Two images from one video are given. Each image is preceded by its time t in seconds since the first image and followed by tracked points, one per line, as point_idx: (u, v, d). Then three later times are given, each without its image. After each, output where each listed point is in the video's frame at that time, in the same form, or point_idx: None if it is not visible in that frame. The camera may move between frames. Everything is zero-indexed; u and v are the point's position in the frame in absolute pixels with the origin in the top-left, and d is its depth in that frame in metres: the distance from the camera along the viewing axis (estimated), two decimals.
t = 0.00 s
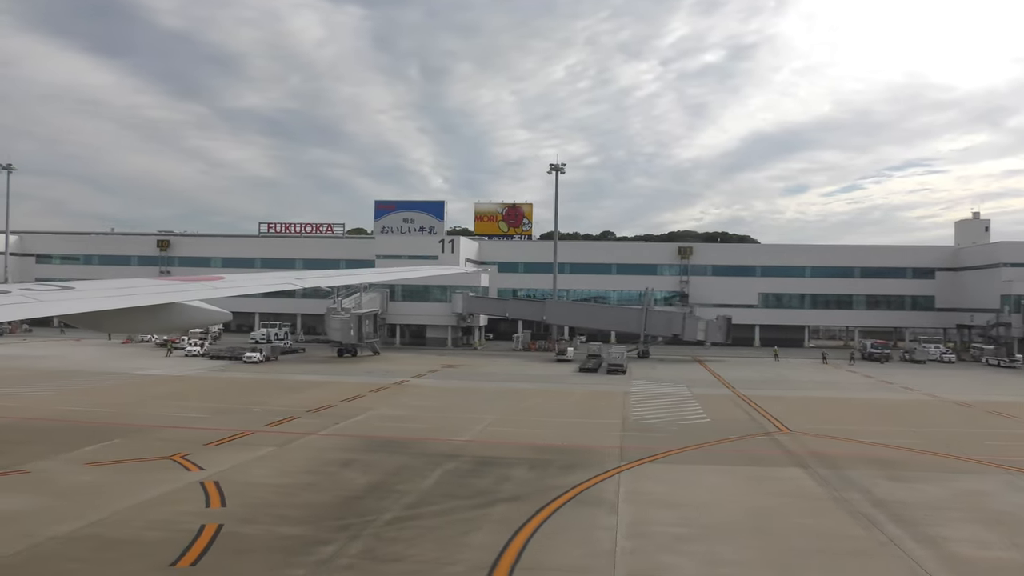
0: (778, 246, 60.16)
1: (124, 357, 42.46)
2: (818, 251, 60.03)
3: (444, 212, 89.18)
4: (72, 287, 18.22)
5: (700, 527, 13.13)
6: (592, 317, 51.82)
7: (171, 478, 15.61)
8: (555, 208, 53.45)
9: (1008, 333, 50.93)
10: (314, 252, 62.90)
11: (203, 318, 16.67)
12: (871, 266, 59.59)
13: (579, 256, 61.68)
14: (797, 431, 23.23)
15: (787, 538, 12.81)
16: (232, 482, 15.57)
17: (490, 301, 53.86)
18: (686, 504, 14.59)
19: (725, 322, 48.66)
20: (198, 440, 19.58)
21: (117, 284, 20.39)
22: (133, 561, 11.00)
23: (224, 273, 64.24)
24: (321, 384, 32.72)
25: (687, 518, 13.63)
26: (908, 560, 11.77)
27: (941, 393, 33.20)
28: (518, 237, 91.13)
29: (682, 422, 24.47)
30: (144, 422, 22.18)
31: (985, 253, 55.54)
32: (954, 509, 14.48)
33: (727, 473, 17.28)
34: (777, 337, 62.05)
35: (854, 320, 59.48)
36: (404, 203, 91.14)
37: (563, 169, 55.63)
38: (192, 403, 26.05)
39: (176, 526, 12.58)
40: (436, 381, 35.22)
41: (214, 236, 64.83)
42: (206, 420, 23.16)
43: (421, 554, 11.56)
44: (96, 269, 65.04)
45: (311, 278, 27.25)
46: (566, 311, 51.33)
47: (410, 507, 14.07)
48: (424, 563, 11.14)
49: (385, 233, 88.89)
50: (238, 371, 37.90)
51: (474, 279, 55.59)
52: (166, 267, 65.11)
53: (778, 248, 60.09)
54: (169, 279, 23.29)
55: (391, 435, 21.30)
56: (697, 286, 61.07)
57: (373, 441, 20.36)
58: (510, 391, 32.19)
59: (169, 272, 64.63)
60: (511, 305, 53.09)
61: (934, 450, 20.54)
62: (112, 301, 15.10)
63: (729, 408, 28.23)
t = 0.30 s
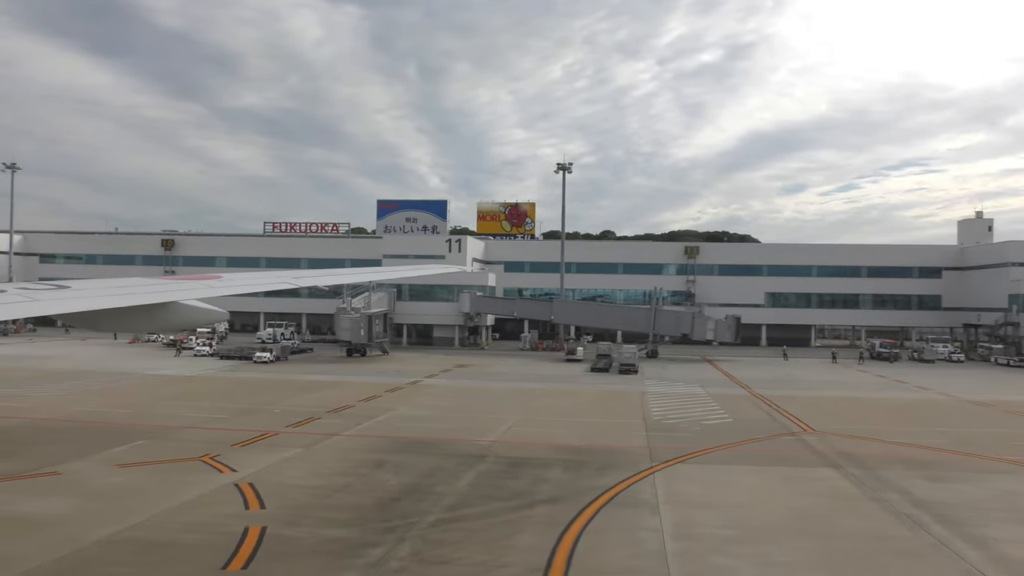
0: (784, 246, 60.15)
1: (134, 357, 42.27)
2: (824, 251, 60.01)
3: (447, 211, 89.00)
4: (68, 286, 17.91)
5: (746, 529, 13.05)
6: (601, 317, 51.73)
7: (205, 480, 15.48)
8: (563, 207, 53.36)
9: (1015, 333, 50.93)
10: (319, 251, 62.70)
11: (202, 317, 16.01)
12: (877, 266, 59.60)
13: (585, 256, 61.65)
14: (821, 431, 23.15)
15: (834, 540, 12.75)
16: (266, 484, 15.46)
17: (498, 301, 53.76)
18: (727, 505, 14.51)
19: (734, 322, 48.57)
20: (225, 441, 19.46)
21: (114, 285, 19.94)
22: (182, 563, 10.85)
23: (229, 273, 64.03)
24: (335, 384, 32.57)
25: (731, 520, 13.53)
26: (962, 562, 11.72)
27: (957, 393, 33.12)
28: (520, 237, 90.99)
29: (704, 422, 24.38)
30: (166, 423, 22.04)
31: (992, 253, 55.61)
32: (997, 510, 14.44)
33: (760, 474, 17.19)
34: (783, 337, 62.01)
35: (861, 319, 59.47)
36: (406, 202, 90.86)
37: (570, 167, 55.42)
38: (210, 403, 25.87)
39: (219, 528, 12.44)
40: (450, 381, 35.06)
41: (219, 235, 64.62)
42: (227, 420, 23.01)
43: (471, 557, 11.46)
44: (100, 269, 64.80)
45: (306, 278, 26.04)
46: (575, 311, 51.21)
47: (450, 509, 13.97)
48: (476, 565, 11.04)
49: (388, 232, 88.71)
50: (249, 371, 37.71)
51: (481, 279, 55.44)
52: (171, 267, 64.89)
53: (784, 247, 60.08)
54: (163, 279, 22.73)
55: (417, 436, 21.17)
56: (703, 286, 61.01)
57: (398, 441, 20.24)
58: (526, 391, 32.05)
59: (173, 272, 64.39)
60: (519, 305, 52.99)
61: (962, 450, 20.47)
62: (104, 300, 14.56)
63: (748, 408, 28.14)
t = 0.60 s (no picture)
0: (791, 246, 60.16)
1: (144, 357, 42.11)
2: (832, 251, 59.99)
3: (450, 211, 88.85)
4: (65, 285, 17.71)
5: (791, 531, 13.02)
6: (610, 317, 51.69)
7: (240, 481, 15.40)
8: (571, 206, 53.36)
9: None
10: (325, 251, 62.57)
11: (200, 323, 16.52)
12: (884, 266, 59.63)
13: (591, 255, 61.67)
14: (845, 432, 23.11)
15: (880, 542, 12.72)
16: (301, 485, 15.38)
17: (506, 300, 53.70)
18: (766, 507, 14.48)
19: (743, 322, 48.53)
20: (252, 443, 19.39)
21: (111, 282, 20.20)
22: (233, 566, 10.77)
23: (234, 272, 63.89)
24: (350, 383, 32.47)
25: (775, 522, 13.47)
26: (1013, 564, 11.71)
27: (972, 394, 33.11)
28: (523, 236, 90.85)
29: (726, 422, 24.32)
30: (190, 423, 21.96)
31: (999, 254, 55.64)
32: None
33: (792, 475, 17.16)
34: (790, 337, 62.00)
35: (868, 320, 59.50)
36: (409, 201, 90.62)
37: (578, 168, 55.72)
38: (229, 404, 25.74)
39: (263, 531, 12.35)
40: (463, 381, 34.95)
41: (224, 235, 64.46)
42: (249, 421, 22.92)
43: (523, 559, 11.40)
44: (105, 268, 64.61)
45: (310, 278, 25.65)
46: (583, 311, 51.13)
47: (491, 511, 13.92)
48: (530, 567, 10.98)
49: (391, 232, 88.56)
50: (261, 371, 37.58)
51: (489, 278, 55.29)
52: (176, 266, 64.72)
53: (791, 248, 60.08)
54: (158, 279, 22.68)
55: (442, 436, 21.10)
56: (710, 286, 60.98)
57: (426, 442, 20.15)
58: (542, 392, 31.95)
59: (178, 271, 64.23)
60: (528, 305, 52.93)
61: (989, 451, 20.44)
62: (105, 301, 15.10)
63: (766, 408, 28.11)
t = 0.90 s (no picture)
0: (799, 246, 60.14)
1: (155, 357, 41.93)
2: (839, 251, 59.95)
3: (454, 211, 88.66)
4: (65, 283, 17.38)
5: (837, 532, 12.94)
6: (619, 317, 51.61)
7: (275, 482, 15.29)
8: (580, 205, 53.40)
9: None
10: (331, 250, 62.41)
11: (198, 318, 16.12)
12: (892, 266, 59.62)
13: (599, 255, 61.68)
14: (871, 433, 23.05)
15: (927, 544, 12.66)
16: (338, 486, 15.27)
17: (515, 300, 53.60)
18: (807, 508, 14.39)
19: (754, 322, 48.45)
20: (280, 444, 19.27)
21: (108, 280, 19.74)
22: (286, 568, 10.65)
23: (240, 271, 63.76)
24: (366, 383, 32.41)
25: (819, 524, 13.38)
26: None
27: (989, 394, 33.02)
28: (528, 236, 90.69)
29: (750, 422, 24.25)
30: (214, 424, 21.83)
31: (1007, 253, 55.63)
32: None
33: (826, 476, 17.08)
34: (797, 337, 61.93)
35: (876, 320, 59.46)
36: (413, 201, 90.43)
37: (586, 168, 55.38)
38: (248, 404, 25.64)
39: (310, 533, 12.25)
40: (478, 381, 34.87)
41: (230, 234, 64.36)
42: (272, 421, 22.84)
43: (575, 561, 11.31)
44: (111, 267, 64.41)
45: (328, 276, 25.52)
46: (593, 311, 51.08)
47: (533, 512, 13.81)
48: (584, 569, 10.89)
49: (396, 232, 88.37)
50: (274, 371, 37.46)
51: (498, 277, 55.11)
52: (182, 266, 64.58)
53: (798, 247, 60.07)
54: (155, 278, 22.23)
55: (468, 437, 21.04)
56: (718, 286, 60.96)
57: (454, 443, 20.03)
58: (559, 392, 31.82)
59: (184, 271, 64.04)
60: (537, 304, 52.85)
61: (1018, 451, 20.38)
62: (102, 297, 14.51)
63: (787, 408, 28.03)
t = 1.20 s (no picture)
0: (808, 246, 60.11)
1: (168, 357, 41.82)
2: (849, 250, 59.83)
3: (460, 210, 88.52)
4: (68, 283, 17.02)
5: (884, 533, 12.88)
6: (631, 316, 51.56)
7: (312, 485, 15.20)
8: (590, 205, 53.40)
9: None
10: (339, 250, 62.34)
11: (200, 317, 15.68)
12: (901, 266, 59.58)
13: (608, 254, 61.75)
14: (897, 432, 22.99)
15: (976, 544, 12.61)
16: (375, 488, 15.19)
17: (526, 300, 53.54)
18: (849, 510, 14.33)
19: (765, 322, 48.36)
20: (310, 445, 19.20)
21: (105, 280, 19.34)
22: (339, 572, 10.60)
23: (248, 271, 63.71)
24: (383, 383, 32.33)
25: (864, 525, 13.31)
26: None
27: (1008, 394, 32.93)
28: (533, 235, 90.51)
29: (774, 422, 24.19)
30: (240, 425, 21.73)
31: (1017, 253, 55.57)
32: None
33: (862, 476, 17.04)
34: (806, 336, 61.88)
35: (885, 319, 59.42)
36: (418, 200, 90.30)
37: (595, 166, 55.13)
38: (269, 405, 25.57)
39: (356, 535, 12.17)
40: (494, 381, 34.78)
41: (238, 234, 64.30)
42: (296, 421, 22.77)
43: (626, 563, 11.24)
44: (119, 267, 64.27)
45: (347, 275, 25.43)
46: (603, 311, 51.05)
47: (577, 514, 13.74)
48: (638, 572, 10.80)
49: (402, 232, 88.24)
50: (289, 371, 37.37)
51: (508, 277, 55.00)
52: (190, 266, 64.47)
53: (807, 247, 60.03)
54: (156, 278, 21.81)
55: (495, 437, 20.98)
56: (728, 285, 60.94)
57: (484, 444, 19.97)
58: (577, 391, 31.74)
59: (192, 271, 63.96)
60: (548, 304, 52.82)
61: None
62: (97, 296, 13.99)
63: (808, 408, 27.99)
